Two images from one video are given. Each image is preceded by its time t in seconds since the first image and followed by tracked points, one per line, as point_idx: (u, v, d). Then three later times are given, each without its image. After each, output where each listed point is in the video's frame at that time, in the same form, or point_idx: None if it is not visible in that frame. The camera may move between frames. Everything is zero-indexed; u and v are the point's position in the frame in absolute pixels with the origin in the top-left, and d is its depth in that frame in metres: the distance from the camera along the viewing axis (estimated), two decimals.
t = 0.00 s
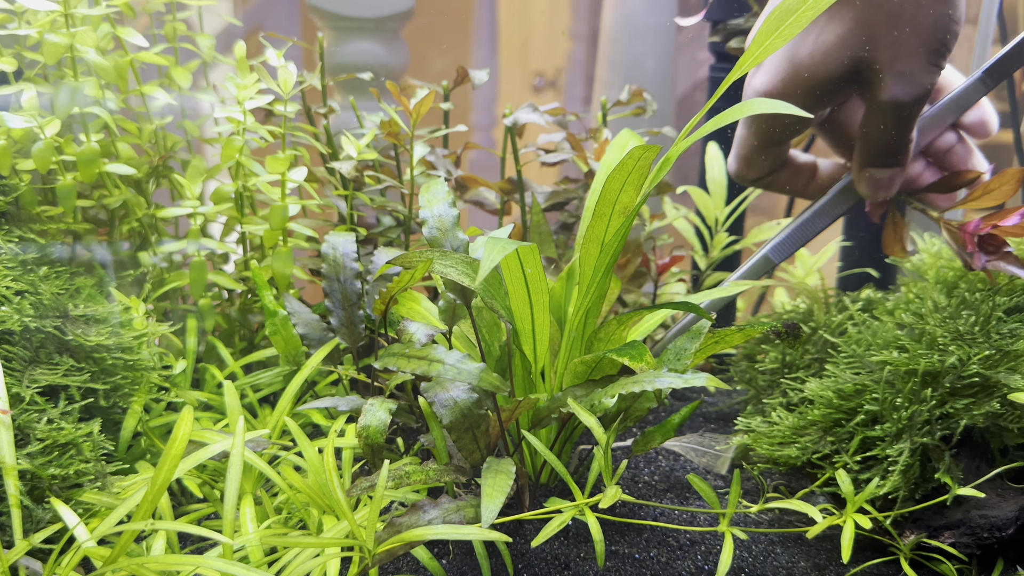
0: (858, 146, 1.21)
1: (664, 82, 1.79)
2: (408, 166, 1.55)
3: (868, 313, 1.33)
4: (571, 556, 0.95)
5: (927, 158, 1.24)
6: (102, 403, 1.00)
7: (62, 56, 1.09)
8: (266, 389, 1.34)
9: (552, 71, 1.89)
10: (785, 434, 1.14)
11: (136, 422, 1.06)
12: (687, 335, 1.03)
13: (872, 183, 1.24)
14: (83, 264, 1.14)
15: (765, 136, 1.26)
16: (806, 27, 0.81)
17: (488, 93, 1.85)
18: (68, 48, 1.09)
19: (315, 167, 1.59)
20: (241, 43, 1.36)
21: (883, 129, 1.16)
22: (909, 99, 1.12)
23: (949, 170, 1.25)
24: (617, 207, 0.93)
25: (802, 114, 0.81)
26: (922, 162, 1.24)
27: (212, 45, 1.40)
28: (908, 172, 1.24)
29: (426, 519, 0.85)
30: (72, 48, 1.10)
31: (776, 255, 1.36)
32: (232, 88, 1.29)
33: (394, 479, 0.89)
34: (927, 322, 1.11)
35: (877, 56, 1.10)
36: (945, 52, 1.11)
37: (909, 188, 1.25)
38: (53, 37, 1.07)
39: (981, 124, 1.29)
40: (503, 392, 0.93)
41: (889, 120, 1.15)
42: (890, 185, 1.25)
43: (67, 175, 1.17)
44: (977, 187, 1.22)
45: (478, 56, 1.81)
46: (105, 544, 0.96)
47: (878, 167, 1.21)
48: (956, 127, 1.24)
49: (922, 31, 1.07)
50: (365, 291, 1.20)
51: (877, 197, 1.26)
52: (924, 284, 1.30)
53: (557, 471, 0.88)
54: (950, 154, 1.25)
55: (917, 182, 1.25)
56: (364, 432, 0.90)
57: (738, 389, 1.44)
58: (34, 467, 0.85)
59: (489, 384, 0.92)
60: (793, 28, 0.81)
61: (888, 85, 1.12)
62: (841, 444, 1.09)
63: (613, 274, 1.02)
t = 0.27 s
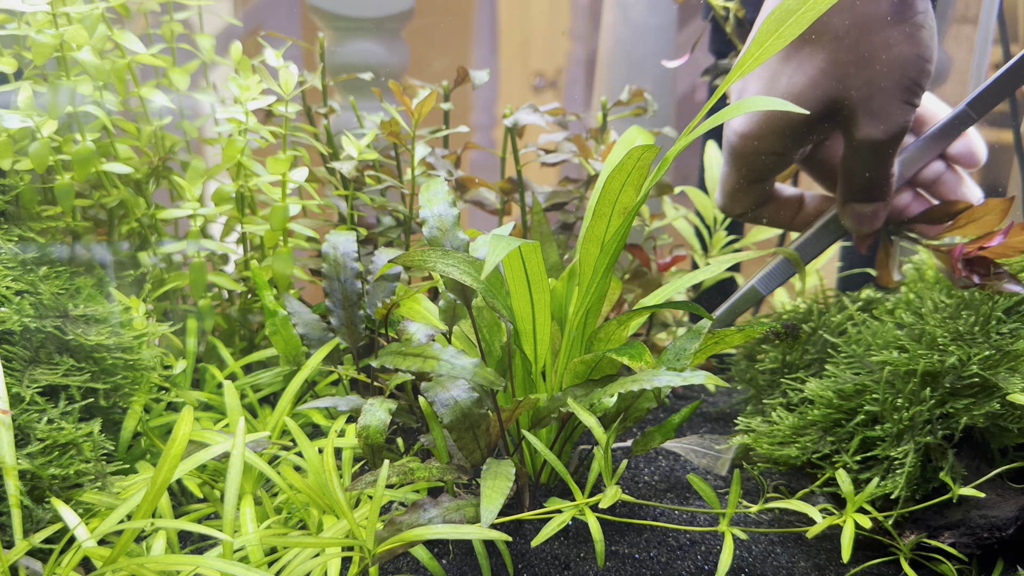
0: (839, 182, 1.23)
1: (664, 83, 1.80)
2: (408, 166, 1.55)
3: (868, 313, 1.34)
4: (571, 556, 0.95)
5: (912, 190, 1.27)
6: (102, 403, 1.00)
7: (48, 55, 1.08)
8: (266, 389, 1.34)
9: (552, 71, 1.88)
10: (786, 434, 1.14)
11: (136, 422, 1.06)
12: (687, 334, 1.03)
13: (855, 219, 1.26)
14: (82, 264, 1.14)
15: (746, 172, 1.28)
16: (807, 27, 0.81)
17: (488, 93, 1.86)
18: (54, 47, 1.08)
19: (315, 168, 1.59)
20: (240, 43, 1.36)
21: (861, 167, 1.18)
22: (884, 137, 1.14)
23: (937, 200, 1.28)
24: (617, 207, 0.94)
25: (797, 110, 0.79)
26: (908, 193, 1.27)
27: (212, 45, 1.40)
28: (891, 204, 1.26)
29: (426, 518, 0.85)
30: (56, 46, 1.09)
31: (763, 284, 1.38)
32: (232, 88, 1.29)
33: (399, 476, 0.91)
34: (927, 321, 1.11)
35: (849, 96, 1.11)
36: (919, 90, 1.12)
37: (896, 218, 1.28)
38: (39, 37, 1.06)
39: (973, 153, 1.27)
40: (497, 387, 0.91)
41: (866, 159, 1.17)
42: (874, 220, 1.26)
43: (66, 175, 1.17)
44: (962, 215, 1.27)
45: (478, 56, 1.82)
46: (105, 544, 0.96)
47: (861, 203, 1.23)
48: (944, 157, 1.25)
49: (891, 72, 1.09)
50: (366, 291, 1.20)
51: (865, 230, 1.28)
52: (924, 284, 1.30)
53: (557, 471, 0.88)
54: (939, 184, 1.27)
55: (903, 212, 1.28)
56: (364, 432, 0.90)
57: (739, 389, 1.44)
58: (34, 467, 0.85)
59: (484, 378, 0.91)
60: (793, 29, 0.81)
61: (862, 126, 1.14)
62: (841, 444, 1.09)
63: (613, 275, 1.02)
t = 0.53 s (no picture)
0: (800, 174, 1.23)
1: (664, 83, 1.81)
2: (408, 166, 1.54)
3: (868, 313, 1.34)
4: (571, 556, 0.95)
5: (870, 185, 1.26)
6: (102, 403, 1.00)
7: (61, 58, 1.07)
8: (266, 389, 1.34)
9: (552, 71, 1.87)
10: (786, 434, 1.14)
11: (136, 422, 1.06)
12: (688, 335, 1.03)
13: (815, 215, 1.24)
14: (83, 264, 1.14)
15: (710, 163, 1.24)
16: (813, 31, 0.81)
17: (488, 93, 1.86)
18: (67, 50, 1.07)
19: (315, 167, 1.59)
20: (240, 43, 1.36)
21: (821, 159, 1.17)
22: (844, 128, 1.12)
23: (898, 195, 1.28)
24: (619, 206, 0.94)
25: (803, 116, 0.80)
26: (867, 188, 1.26)
27: (212, 45, 1.40)
28: (852, 203, 1.25)
29: (426, 516, 0.85)
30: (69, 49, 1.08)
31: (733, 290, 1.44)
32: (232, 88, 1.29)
33: (403, 472, 0.91)
34: (927, 321, 1.11)
35: (812, 83, 1.09)
36: (878, 83, 1.11)
37: (858, 215, 1.26)
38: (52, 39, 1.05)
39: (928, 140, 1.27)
40: (499, 378, 0.90)
41: (827, 152, 1.16)
42: (835, 218, 1.25)
43: (67, 175, 1.17)
44: (936, 212, 1.25)
45: (478, 56, 1.82)
46: (105, 544, 0.96)
47: (818, 199, 1.22)
48: (898, 148, 1.24)
49: (855, 61, 1.07)
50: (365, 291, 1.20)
51: (825, 229, 1.26)
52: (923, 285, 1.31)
53: (557, 471, 0.88)
54: (894, 177, 1.27)
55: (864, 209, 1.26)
56: (364, 432, 0.91)
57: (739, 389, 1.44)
58: (34, 467, 0.85)
59: (483, 370, 0.90)
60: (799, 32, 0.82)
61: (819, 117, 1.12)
62: (841, 444, 1.09)
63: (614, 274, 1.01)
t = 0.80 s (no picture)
0: (821, 83, 1.26)
1: (665, 82, 1.81)
2: (409, 166, 1.54)
3: (868, 313, 1.34)
4: (571, 556, 0.95)
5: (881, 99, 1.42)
6: (102, 403, 1.01)
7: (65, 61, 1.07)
8: (266, 389, 1.34)
9: (552, 71, 1.89)
10: (786, 434, 1.14)
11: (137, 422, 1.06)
12: (687, 334, 1.03)
13: (837, 122, 1.30)
14: (83, 264, 1.14)
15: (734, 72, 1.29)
16: (816, 34, 0.81)
17: (488, 93, 1.85)
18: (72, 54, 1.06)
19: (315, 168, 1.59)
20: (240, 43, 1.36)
21: (848, 60, 1.21)
22: (874, 23, 1.16)
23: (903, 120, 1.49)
24: (619, 205, 0.93)
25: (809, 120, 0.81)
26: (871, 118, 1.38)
27: (212, 45, 1.40)
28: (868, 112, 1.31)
29: (427, 515, 0.85)
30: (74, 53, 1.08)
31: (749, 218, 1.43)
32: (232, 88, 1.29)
33: (404, 471, 0.91)
34: (927, 321, 1.11)
35: None
36: None
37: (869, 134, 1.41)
38: (58, 43, 1.05)
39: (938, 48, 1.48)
40: (498, 382, 0.91)
41: (853, 48, 1.20)
42: (854, 124, 1.31)
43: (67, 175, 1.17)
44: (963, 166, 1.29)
45: (478, 56, 1.82)
46: (106, 544, 0.96)
47: (842, 104, 1.27)
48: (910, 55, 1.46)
49: None
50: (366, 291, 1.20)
51: (842, 134, 1.33)
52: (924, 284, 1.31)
53: (558, 471, 0.88)
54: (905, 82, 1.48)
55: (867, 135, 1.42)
56: (364, 432, 0.91)
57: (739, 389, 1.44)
58: (34, 467, 0.85)
59: (484, 372, 0.91)
60: (803, 35, 0.81)
61: (853, 16, 1.15)
62: (841, 444, 1.09)
63: (615, 273, 1.01)
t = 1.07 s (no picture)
0: None
1: (664, 83, 1.79)
2: (409, 166, 1.54)
3: (868, 313, 1.34)
4: (571, 556, 0.95)
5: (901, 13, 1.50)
6: (103, 403, 1.01)
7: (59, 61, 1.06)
8: (266, 389, 1.34)
9: (552, 71, 1.89)
10: (786, 434, 1.14)
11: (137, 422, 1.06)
12: (688, 335, 1.03)
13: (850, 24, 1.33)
14: (82, 264, 1.14)
15: None
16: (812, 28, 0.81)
17: (488, 92, 1.85)
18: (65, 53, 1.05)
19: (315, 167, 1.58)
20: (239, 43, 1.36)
21: None
22: None
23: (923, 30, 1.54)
24: (618, 205, 0.93)
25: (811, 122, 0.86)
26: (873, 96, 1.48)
27: (212, 45, 1.40)
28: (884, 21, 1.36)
29: (428, 517, 0.85)
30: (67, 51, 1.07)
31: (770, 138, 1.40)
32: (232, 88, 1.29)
33: (404, 471, 0.91)
34: (928, 321, 1.11)
35: None
36: None
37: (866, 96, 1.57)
38: (52, 43, 1.04)
39: None
40: (489, 372, 0.91)
41: None
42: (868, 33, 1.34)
43: (66, 176, 1.17)
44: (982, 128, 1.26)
45: (478, 56, 1.83)
46: (106, 544, 0.96)
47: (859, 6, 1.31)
48: None
49: None
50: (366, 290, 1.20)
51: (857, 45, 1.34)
52: (924, 284, 1.31)
53: (558, 471, 0.88)
54: None
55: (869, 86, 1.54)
56: (364, 432, 0.90)
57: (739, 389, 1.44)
58: (34, 467, 0.85)
59: (473, 363, 0.90)
60: (799, 30, 0.81)
61: None
62: (841, 444, 1.09)
63: (616, 273, 1.01)
